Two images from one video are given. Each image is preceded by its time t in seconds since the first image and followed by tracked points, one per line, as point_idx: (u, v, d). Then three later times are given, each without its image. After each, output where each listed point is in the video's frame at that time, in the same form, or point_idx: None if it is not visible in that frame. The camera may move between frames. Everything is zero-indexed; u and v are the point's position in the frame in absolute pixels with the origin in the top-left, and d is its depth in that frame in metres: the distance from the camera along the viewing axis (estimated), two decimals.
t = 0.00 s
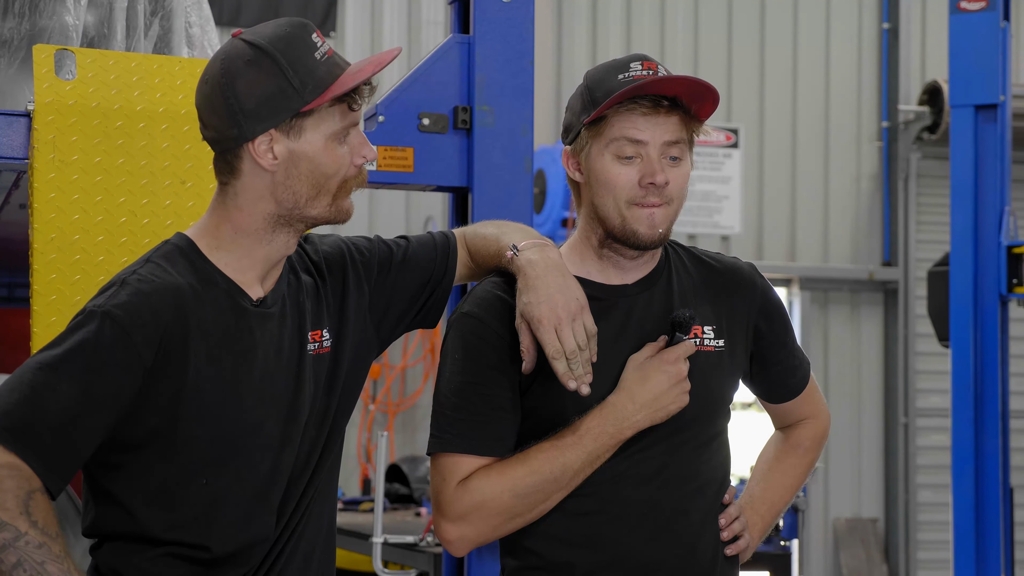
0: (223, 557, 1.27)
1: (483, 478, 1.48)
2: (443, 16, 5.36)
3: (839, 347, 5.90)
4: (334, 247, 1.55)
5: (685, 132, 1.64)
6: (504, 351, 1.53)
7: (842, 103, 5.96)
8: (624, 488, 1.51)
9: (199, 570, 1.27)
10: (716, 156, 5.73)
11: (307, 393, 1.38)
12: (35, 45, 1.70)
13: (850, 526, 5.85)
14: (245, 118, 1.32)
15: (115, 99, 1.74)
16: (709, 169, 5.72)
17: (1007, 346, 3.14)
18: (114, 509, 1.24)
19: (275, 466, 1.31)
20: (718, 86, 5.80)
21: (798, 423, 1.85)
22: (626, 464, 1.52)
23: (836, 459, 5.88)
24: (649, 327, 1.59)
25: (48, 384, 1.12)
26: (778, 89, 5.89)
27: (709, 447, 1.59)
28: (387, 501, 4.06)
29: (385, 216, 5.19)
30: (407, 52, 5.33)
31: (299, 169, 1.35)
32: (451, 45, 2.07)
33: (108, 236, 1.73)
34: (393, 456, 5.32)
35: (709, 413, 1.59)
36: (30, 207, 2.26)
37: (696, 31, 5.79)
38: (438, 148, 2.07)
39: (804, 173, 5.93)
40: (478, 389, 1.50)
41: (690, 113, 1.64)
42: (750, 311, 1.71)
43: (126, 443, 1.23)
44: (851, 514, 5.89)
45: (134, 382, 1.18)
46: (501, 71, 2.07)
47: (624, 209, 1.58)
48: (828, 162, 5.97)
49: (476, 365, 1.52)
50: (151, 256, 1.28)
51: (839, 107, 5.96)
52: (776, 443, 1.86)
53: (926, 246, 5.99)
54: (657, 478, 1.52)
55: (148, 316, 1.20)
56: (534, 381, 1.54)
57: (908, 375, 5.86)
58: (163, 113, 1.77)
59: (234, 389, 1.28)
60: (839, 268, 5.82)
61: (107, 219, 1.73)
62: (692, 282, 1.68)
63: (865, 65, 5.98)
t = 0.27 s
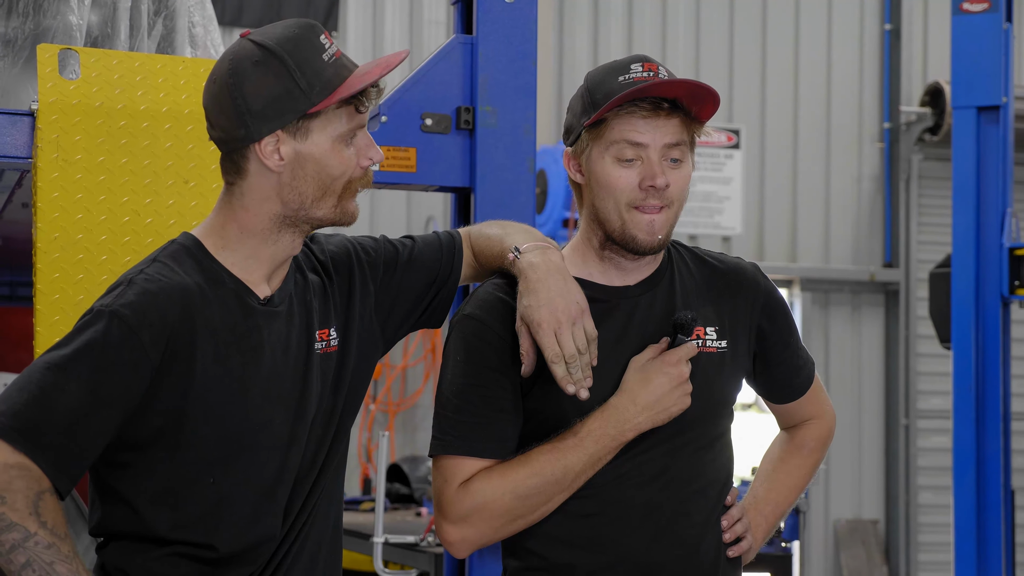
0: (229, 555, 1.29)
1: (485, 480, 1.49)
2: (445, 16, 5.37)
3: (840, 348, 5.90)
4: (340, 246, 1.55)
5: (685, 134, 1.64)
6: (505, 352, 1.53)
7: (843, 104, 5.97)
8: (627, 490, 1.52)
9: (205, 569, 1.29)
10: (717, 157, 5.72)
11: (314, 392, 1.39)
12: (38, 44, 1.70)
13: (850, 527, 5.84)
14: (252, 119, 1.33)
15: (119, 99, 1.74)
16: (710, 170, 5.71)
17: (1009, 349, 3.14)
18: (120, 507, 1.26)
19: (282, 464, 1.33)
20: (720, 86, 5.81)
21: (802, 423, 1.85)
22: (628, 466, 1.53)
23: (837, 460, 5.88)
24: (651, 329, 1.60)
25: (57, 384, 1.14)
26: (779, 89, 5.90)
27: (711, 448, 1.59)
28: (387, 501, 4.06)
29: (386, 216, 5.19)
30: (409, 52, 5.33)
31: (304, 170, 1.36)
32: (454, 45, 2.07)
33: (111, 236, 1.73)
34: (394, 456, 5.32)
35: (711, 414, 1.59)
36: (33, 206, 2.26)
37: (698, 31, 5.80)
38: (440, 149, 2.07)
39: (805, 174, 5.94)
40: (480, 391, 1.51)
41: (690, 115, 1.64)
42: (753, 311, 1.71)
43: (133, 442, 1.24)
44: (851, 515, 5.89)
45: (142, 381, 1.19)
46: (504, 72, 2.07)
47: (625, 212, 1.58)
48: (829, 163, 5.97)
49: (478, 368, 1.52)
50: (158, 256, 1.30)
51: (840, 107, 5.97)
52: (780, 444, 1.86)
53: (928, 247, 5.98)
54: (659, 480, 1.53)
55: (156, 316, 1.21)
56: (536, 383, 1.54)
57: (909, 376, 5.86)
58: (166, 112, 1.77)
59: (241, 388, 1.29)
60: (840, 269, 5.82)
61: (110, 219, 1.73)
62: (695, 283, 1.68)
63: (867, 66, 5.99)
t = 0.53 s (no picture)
0: (230, 553, 1.29)
1: (486, 480, 1.49)
2: (448, 16, 5.38)
3: (841, 350, 5.90)
4: (342, 244, 1.56)
5: (687, 135, 1.64)
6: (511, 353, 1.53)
7: (845, 106, 5.97)
8: (627, 490, 1.52)
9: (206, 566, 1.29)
10: (718, 158, 5.73)
11: (316, 389, 1.40)
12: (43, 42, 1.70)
13: (850, 529, 5.85)
14: (248, 115, 1.34)
15: (121, 97, 1.74)
16: (711, 171, 5.72)
17: (1010, 352, 3.15)
18: (121, 505, 1.26)
19: (284, 462, 1.34)
20: (721, 88, 5.81)
21: (805, 425, 1.85)
22: (629, 466, 1.53)
23: (837, 462, 5.88)
24: (652, 329, 1.60)
25: (61, 381, 1.14)
26: (781, 91, 5.90)
27: (713, 449, 1.59)
28: (387, 501, 4.06)
29: (387, 215, 5.19)
30: (411, 52, 5.34)
31: (292, 174, 1.36)
32: (457, 45, 2.07)
33: (113, 234, 1.73)
34: (394, 456, 5.32)
35: (712, 415, 1.59)
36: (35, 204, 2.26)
37: (700, 32, 5.81)
38: (442, 149, 2.07)
39: (807, 176, 5.94)
40: (483, 392, 1.52)
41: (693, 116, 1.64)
42: (755, 310, 1.71)
43: (134, 440, 1.25)
44: (851, 518, 5.89)
45: (144, 379, 1.20)
46: (507, 73, 2.07)
47: (627, 214, 1.58)
48: (830, 166, 5.97)
49: (481, 370, 1.53)
50: (160, 254, 1.30)
51: (842, 110, 5.97)
52: (783, 445, 1.86)
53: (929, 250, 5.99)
54: (660, 480, 1.53)
55: (159, 314, 1.22)
56: (538, 382, 1.54)
57: (909, 379, 5.87)
58: (169, 111, 1.77)
59: (243, 385, 1.29)
60: (841, 271, 5.82)
61: (112, 217, 1.73)
62: (697, 283, 1.68)
63: (869, 68, 5.99)
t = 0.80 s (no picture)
0: (228, 555, 1.30)
1: (487, 485, 1.48)
2: (449, 17, 5.38)
3: (841, 352, 5.89)
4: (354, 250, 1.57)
5: (689, 138, 1.63)
6: (505, 356, 1.53)
7: (846, 108, 5.97)
8: (628, 492, 1.52)
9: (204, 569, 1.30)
10: (719, 160, 5.73)
11: (320, 395, 1.41)
12: (44, 44, 1.70)
13: (850, 532, 5.84)
14: (271, 156, 1.33)
15: (122, 98, 1.74)
16: (711, 173, 5.70)
17: (1011, 355, 3.14)
18: (122, 505, 1.27)
19: (287, 466, 1.35)
20: (722, 89, 5.82)
21: (801, 423, 1.85)
22: (631, 467, 1.53)
23: (837, 464, 5.87)
24: (651, 329, 1.60)
25: (65, 378, 1.15)
26: (782, 93, 5.90)
27: (713, 450, 1.59)
28: (386, 503, 4.06)
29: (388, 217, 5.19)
30: (412, 53, 5.34)
31: (299, 219, 1.34)
32: (458, 47, 2.07)
33: (114, 235, 1.73)
34: (393, 458, 5.31)
35: (712, 415, 1.59)
36: (35, 205, 2.25)
37: (701, 34, 5.81)
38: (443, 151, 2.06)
39: (807, 178, 5.94)
40: (480, 395, 1.52)
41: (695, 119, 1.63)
42: (751, 309, 1.71)
43: (139, 439, 1.25)
44: (851, 520, 5.89)
45: (149, 379, 1.21)
46: (508, 74, 2.07)
47: (626, 217, 1.58)
48: (831, 168, 5.97)
49: (477, 372, 1.53)
50: (169, 256, 1.32)
51: (843, 112, 5.97)
52: (779, 444, 1.86)
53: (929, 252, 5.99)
54: (661, 482, 1.53)
55: (165, 315, 1.23)
56: (536, 384, 1.54)
57: (909, 381, 5.87)
58: (170, 112, 1.77)
59: (248, 388, 1.31)
60: (842, 273, 5.82)
61: (113, 218, 1.73)
62: (693, 282, 1.69)
63: (869, 71, 5.99)
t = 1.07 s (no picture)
0: (231, 558, 1.31)
1: (486, 489, 1.48)
2: (449, 17, 5.38)
3: (842, 353, 5.89)
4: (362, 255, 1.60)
5: (667, 136, 1.62)
6: (497, 358, 1.53)
7: (846, 108, 5.96)
8: (627, 492, 1.52)
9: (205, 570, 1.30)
10: (719, 161, 5.75)
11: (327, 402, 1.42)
12: (44, 45, 1.71)
13: (851, 532, 5.84)
14: (302, 156, 1.34)
15: (122, 99, 1.74)
16: (713, 174, 5.74)
17: (1011, 355, 3.14)
18: (129, 502, 1.27)
19: (295, 472, 1.36)
20: (723, 89, 5.81)
21: (797, 417, 1.85)
22: (630, 467, 1.53)
23: (837, 465, 5.87)
24: (646, 327, 1.61)
25: (86, 374, 1.14)
26: (782, 93, 5.90)
27: (712, 450, 1.59)
28: (387, 504, 4.06)
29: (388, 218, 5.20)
30: (412, 54, 5.33)
31: (322, 221, 1.35)
32: (458, 48, 2.06)
33: (114, 237, 1.73)
34: (394, 458, 5.32)
35: (710, 414, 1.59)
36: (35, 206, 2.25)
37: (701, 35, 5.81)
38: (444, 151, 2.05)
39: (807, 178, 5.93)
40: (474, 399, 1.52)
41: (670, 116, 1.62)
42: (745, 304, 1.71)
43: (152, 436, 1.25)
44: (852, 520, 5.89)
45: (168, 378, 1.21)
46: (508, 74, 2.06)
47: (611, 219, 1.57)
48: (831, 168, 5.97)
49: (469, 377, 1.53)
50: (188, 255, 1.32)
51: (843, 112, 5.96)
52: (775, 441, 1.85)
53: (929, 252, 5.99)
54: (661, 482, 1.53)
55: (185, 315, 1.23)
56: (530, 387, 1.53)
57: (910, 381, 5.86)
58: (170, 113, 1.77)
59: (262, 393, 1.31)
60: (842, 273, 5.82)
61: (113, 219, 1.73)
62: (686, 278, 1.69)
63: (870, 71, 5.99)
